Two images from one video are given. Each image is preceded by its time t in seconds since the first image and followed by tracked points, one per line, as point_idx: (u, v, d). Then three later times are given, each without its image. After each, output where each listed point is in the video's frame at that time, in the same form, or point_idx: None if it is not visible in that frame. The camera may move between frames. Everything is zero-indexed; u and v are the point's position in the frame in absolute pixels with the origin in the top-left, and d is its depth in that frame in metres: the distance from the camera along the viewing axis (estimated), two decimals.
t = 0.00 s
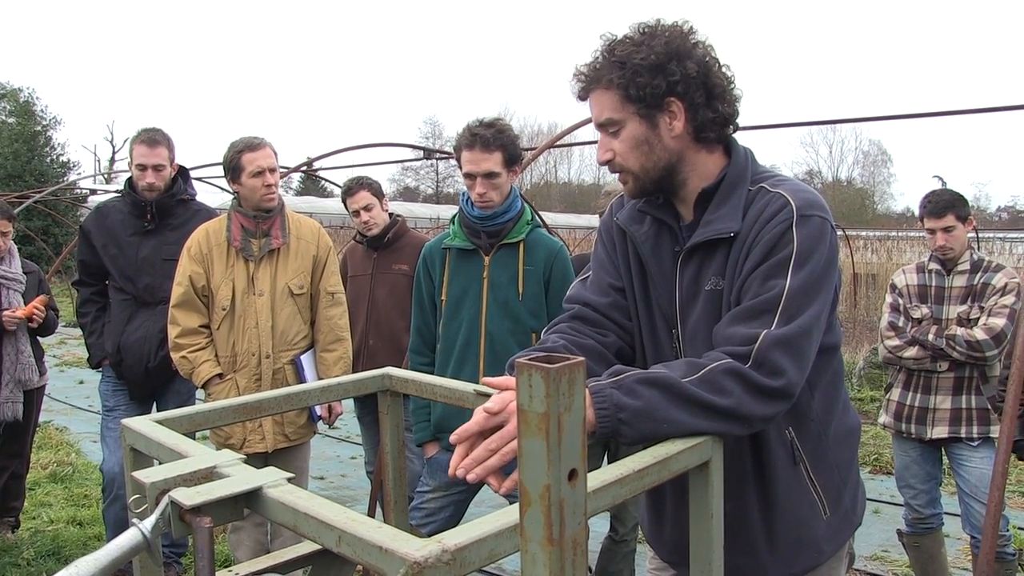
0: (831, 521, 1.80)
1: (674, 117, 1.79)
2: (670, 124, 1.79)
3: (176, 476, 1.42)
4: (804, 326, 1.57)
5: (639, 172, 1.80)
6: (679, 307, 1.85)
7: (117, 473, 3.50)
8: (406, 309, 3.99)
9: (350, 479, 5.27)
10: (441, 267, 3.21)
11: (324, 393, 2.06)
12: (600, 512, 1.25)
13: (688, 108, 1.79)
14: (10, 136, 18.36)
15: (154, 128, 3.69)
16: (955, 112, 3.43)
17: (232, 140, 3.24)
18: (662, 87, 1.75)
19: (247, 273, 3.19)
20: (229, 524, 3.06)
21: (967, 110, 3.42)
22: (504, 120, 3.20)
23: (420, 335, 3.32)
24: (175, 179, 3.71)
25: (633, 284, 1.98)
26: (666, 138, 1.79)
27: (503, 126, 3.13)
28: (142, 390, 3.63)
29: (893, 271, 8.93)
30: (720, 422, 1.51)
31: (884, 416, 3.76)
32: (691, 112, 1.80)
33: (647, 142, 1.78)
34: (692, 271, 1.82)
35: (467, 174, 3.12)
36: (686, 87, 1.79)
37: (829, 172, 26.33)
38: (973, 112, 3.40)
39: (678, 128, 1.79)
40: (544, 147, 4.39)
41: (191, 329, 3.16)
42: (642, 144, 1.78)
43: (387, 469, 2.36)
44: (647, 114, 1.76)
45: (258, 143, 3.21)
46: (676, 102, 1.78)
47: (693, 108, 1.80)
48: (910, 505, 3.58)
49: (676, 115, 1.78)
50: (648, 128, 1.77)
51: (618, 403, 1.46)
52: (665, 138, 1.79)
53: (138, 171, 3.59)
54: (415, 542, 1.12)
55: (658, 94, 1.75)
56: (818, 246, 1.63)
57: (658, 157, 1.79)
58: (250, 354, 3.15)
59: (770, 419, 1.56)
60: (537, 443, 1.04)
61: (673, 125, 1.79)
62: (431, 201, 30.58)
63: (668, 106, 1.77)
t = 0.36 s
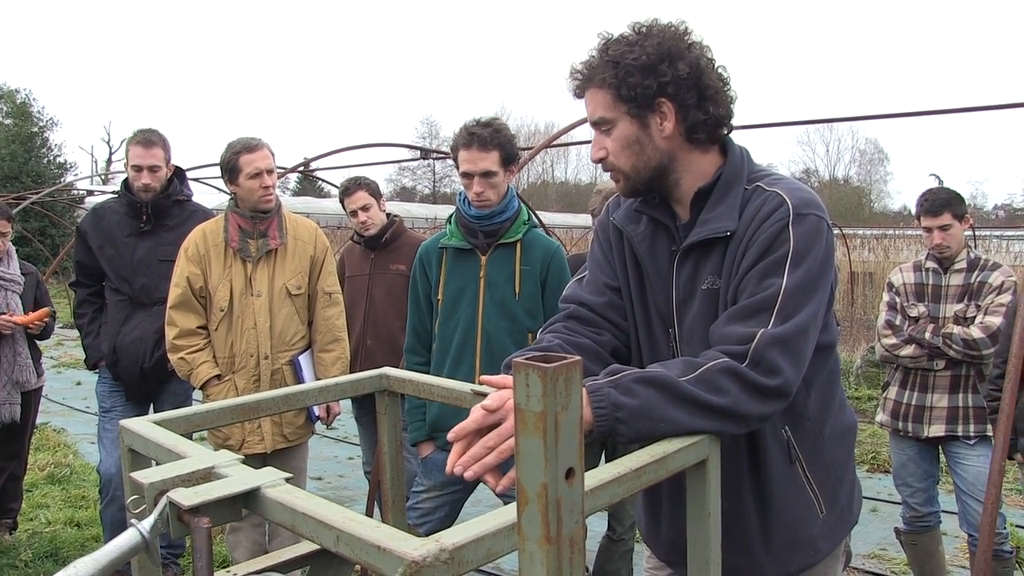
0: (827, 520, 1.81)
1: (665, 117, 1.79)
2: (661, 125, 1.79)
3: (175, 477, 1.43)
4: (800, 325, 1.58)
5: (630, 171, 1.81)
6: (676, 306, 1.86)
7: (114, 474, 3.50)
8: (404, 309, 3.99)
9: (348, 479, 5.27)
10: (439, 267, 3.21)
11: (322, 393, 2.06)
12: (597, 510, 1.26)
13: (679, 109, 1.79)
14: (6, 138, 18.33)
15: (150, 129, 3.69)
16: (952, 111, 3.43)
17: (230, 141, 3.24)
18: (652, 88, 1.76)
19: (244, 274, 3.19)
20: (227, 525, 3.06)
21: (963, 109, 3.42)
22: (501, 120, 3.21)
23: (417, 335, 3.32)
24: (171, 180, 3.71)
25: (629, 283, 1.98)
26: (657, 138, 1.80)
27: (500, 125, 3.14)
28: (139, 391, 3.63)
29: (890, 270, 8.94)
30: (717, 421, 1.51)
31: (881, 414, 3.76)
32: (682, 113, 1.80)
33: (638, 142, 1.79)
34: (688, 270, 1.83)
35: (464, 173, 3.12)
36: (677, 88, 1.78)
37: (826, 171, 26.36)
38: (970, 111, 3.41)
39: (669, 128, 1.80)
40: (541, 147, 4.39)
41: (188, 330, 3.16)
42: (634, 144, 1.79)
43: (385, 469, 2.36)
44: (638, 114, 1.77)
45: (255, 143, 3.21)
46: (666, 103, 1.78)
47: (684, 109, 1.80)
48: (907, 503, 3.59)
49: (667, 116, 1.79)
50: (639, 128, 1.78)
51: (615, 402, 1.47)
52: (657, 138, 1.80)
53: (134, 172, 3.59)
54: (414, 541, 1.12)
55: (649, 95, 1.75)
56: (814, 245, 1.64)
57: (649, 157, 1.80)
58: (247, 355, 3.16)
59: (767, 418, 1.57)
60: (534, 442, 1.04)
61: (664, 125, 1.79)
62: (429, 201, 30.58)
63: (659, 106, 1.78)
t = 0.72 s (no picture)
0: (821, 521, 1.82)
1: (658, 121, 1.80)
2: (654, 128, 1.80)
3: (171, 478, 1.43)
4: (794, 327, 1.59)
5: (626, 173, 1.83)
6: (670, 308, 1.87)
7: (108, 476, 3.49)
8: (400, 311, 4.00)
9: (343, 480, 5.26)
10: (435, 268, 3.22)
11: (317, 394, 2.07)
12: (592, 512, 1.27)
13: (671, 112, 1.80)
14: None
15: (146, 130, 3.69)
16: (946, 114, 3.45)
17: (225, 143, 3.25)
18: (644, 91, 1.77)
19: (240, 275, 3.19)
20: (222, 526, 3.06)
21: (958, 112, 3.44)
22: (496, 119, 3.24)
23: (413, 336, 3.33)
24: (166, 182, 3.71)
25: (624, 286, 1.99)
26: (651, 141, 1.81)
27: (495, 124, 3.16)
28: (134, 392, 3.62)
29: (885, 272, 8.96)
30: (712, 422, 1.52)
31: (875, 416, 3.78)
32: (674, 116, 1.80)
33: (632, 145, 1.80)
34: (683, 272, 1.83)
35: (463, 172, 3.13)
36: (669, 92, 1.79)
37: (821, 173, 26.42)
38: (964, 115, 3.42)
39: (662, 131, 1.80)
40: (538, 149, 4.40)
41: (184, 331, 3.16)
42: (628, 146, 1.80)
43: (380, 471, 2.37)
44: (631, 118, 1.78)
45: (251, 145, 3.22)
46: (659, 106, 1.79)
47: (676, 111, 1.80)
48: (901, 505, 3.60)
49: (660, 119, 1.80)
50: (632, 131, 1.79)
51: (610, 404, 1.48)
52: (650, 141, 1.81)
53: (129, 173, 3.59)
54: (410, 543, 1.13)
55: (641, 99, 1.76)
56: (808, 248, 1.65)
57: (644, 160, 1.81)
58: (243, 356, 3.16)
59: (761, 419, 1.58)
60: (529, 444, 1.05)
61: (657, 128, 1.80)
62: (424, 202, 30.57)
63: (652, 110, 1.79)
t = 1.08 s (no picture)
0: (813, 521, 1.83)
1: (652, 123, 1.81)
2: (648, 130, 1.81)
3: (165, 479, 1.43)
4: (786, 328, 1.60)
5: (620, 175, 1.83)
6: (664, 309, 1.87)
7: (102, 477, 3.49)
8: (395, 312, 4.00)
9: (337, 482, 5.26)
10: (429, 269, 3.23)
11: (311, 395, 2.07)
12: (585, 512, 1.27)
13: (665, 114, 1.81)
14: None
15: (140, 132, 3.68)
16: (938, 116, 3.47)
17: (220, 144, 3.25)
18: (638, 94, 1.78)
19: (234, 276, 3.19)
20: (216, 528, 3.06)
21: (951, 114, 3.46)
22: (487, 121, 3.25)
23: (407, 338, 3.33)
24: (161, 183, 3.70)
25: (617, 288, 2.00)
26: (645, 143, 1.82)
27: (487, 125, 3.18)
28: (129, 393, 3.62)
29: (878, 273, 8.98)
30: (705, 423, 1.53)
31: (868, 417, 3.79)
32: (668, 118, 1.81)
33: (626, 147, 1.81)
34: (676, 273, 1.84)
35: (457, 172, 3.14)
36: (663, 94, 1.80)
37: (814, 175, 26.49)
38: (956, 117, 3.44)
39: (656, 133, 1.81)
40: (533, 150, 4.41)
41: (177, 333, 3.16)
42: (621, 148, 1.81)
43: (374, 471, 2.37)
44: (625, 120, 1.79)
45: (245, 146, 3.22)
46: (652, 108, 1.80)
47: (670, 113, 1.81)
48: (894, 505, 3.62)
49: (653, 121, 1.81)
50: (626, 133, 1.80)
51: (604, 404, 1.48)
52: (644, 143, 1.82)
53: (123, 175, 3.59)
54: (403, 543, 1.13)
55: (635, 101, 1.77)
56: (800, 250, 1.66)
57: (638, 162, 1.82)
58: (236, 357, 3.16)
59: (754, 420, 1.59)
60: (522, 444, 1.06)
61: (651, 130, 1.81)
62: (419, 203, 30.55)
63: (646, 112, 1.80)
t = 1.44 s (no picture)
0: (809, 521, 1.83)
1: (649, 123, 1.81)
2: (645, 130, 1.81)
3: (161, 478, 1.43)
4: (782, 328, 1.60)
5: (616, 176, 1.84)
6: (660, 309, 1.88)
7: (99, 477, 3.49)
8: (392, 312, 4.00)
9: (334, 482, 5.26)
10: (425, 269, 3.23)
11: (307, 395, 2.07)
12: (580, 512, 1.27)
13: (662, 114, 1.81)
14: None
15: (137, 131, 3.68)
16: (934, 116, 3.48)
17: (215, 145, 3.25)
18: (635, 94, 1.78)
19: (230, 276, 3.19)
20: (212, 528, 3.05)
21: (947, 115, 3.47)
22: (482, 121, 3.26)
23: (403, 338, 3.33)
24: (158, 183, 3.70)
25: (613, 288, 2.00)
26: (642, 143, 1.82)
27: (481, 126, 3.19)
28: (125, 393, 3.62)
29: (874, 274, 8.99)
30: (700, 423, 1.53)
31: (864, 417, 3.80)
32: (665, 118, 1.82)
33: (623, 147, 1.82)
34: (673, 273, 1.85)
35: (452, 173, 3.14)
36: (659, 94, 1.80)
37: (811, 175, 26.52)
38: (951, 117, 3.45)
39: (652, 133, 1.82)
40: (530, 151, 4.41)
41: (174, 332, 3.16)
42: (618, 148, 1.82)
43: (370, 471, 2.37)
44: (622, 120, 1.80)
45: (240, 146, 3.22)
46: (649, 109, 1.80)
47: (667, 113, 1.81)
48: (890, 505, 3.63)
49: (650, 121, 1.81)
50: (623, 133, 1.81)
51: (599, 404, 1.49)
52: (640, 143, 1.82)
53: (120, 174, 3.58)
54: (399, 543, 1.13)
55: (632, 101, 1.78)
56: (796, 250, 1.66)
57: (634, 162, 1.83)
58: (233, 357, 3.16)
59: (750, 420, 1.59)
60: (518, 444, 1.06)
61: (648, 130, 1.81)
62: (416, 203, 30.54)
63: (643, 112, 1.80)
